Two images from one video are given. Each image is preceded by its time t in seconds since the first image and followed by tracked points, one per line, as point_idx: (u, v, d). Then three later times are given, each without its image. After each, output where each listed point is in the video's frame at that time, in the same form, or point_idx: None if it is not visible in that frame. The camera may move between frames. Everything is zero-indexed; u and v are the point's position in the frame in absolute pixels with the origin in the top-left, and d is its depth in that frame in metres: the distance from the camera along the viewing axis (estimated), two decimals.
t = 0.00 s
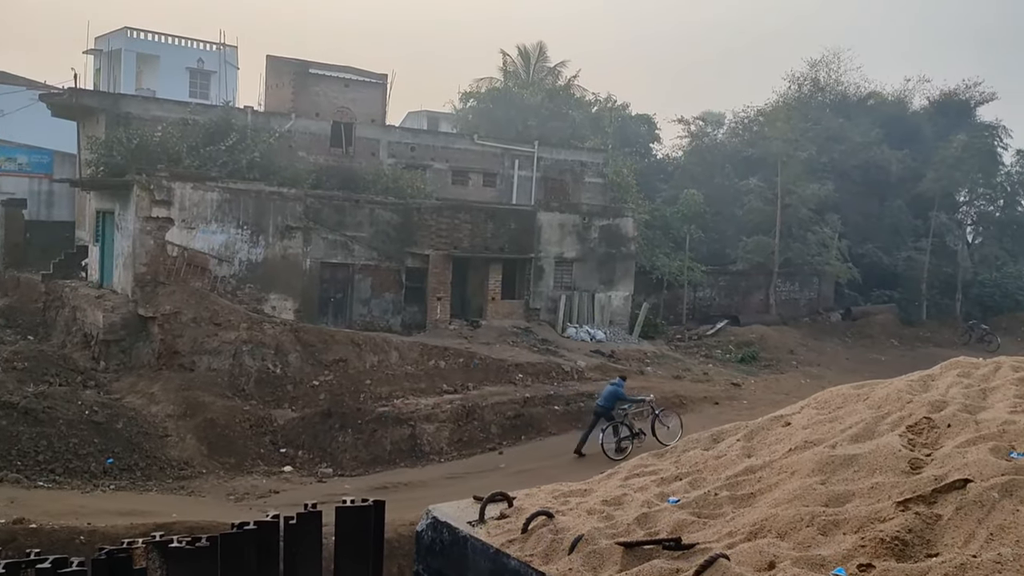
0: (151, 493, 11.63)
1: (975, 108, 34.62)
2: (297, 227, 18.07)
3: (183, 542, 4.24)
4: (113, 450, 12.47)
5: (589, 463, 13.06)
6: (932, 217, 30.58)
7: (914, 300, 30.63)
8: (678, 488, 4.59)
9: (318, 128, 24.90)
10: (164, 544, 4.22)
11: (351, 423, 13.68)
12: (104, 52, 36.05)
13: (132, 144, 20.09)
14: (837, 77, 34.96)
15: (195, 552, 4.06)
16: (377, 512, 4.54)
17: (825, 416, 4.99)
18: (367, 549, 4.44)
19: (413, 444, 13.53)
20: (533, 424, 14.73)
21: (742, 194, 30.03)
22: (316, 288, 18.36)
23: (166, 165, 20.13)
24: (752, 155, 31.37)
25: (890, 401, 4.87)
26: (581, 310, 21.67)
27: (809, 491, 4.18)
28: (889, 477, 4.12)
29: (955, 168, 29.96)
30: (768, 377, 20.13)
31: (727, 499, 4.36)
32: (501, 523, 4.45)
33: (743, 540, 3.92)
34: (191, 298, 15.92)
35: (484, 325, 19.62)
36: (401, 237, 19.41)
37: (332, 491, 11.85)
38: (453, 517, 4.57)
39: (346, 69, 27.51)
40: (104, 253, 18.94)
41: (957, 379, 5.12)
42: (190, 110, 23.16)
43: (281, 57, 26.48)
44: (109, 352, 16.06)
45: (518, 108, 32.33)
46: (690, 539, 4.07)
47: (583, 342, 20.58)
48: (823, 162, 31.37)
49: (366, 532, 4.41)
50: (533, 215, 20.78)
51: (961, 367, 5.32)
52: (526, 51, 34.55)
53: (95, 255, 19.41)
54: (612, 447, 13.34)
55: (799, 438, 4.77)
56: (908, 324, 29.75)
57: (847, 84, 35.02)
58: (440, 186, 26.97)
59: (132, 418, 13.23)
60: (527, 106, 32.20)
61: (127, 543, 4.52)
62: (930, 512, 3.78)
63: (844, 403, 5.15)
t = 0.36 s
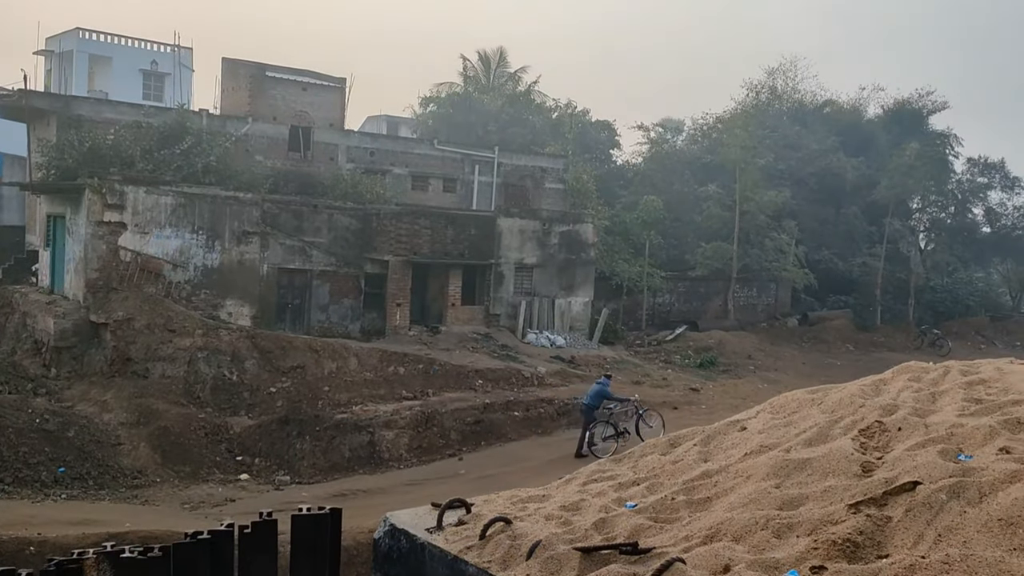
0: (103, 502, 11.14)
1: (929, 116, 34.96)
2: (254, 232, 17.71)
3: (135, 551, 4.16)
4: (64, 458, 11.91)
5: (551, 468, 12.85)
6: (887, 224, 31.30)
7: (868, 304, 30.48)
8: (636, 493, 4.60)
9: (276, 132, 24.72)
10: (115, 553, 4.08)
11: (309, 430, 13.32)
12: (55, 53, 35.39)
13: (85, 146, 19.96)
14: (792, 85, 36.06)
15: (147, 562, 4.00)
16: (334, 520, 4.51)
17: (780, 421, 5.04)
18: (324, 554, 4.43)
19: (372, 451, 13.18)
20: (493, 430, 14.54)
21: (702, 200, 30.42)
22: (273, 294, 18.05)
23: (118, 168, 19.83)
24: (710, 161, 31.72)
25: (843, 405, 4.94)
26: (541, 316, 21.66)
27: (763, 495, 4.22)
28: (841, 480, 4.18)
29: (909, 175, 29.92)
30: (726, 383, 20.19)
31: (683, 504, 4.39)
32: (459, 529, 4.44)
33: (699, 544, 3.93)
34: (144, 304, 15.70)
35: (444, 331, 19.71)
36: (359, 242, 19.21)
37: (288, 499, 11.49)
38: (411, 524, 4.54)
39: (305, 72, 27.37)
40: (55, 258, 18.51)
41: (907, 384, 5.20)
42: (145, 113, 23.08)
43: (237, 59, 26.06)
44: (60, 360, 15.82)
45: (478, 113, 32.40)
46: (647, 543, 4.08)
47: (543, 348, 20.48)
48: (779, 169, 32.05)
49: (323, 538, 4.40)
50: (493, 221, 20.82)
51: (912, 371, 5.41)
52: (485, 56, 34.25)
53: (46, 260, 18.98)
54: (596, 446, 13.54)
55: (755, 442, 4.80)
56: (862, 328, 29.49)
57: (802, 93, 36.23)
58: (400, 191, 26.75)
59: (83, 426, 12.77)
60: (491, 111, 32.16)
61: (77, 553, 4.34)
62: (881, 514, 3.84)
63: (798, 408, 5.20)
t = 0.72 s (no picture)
0: (58, 511, 10.82)
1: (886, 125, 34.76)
2: (213, 237, 17.57)
3: (90, 560, 4.08)
4: (19, 466, 11.49)
5: (514, 473, 12.57)
6: (846, 231, 31.46)
7: (826, 312, 31.09)
8: (598, 499, 4.61)
9: (235, 137, 24.32)
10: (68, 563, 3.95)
11: (268, 437, 13.07)
12: (9, 54, 34.72)
13: (39, 149, 19.74)
14: (754, 93, 35.45)
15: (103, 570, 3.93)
16: (294, 527, 4.47)
17: (740, 425, 5.08)
18: (284, 561, 4.39)
19: (332, 457, 12.93)
20: (455, 436, 14.25)
21: (664, 207, 30.21)
22: (233, 301, 17.89)
23: (75, 172, 19.76)
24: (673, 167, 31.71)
25: (802, 410, 4.99)
26: (504, 322, 21.64)
27: (723, 500, 4.24)
28: (799, 484, 4.21)
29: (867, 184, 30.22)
30: (690, 390, 20.05)
31: (644, 508, 4.39)
32: (420, 536, 4.41)
33: (659, 548, 3.93)
34: (101, 310, 15.29)
35: (406, 337, 19.51)
36: (321, 248, 19.11)
37: (247, 507, 11.19)
38: (372, 531, 4.52)
39: (267, 76, 27.13)
40: (9, 264, 18.07)
41: (865, 390, 5.25)
42: (102, 116, 22.63)
43: (198, 63, 25.99)
44: (14, 366, 14.97)
45: (441, 119, 31.41)
46: (608, 548, 4.08)
47: (506, 354, 20.37)
48: (740, 176, 31.84)
49: (283, 547, 4.36)
50: (456, 227, 20.65)
51: (869, 377, 5.48)
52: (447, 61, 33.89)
53: None
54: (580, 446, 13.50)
55: (715, 447, 4.83)
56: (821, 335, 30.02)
57: (764, 101, 35.49)
58: (363, 197, 26.39)
59: (39, 433, 12.18)
60: (447, 117, 31.31)
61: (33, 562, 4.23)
62: (837, 517, 3.88)
63: (758, 413, 5.25)
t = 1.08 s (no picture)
0: (14, 520, 10.57)
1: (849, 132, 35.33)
2: (176, 240, 17.33)
3: (47, 568, 3.99)
4: None
5: (480, 479, 12.57)
6: (808, 237, 31.88)
7: (790, 315, 31.48)
8: (564, 504, 4.59)
9: (199, 139, 24.11)
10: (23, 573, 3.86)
11: (232, 443, 12.86)
12: None
13: None
14: (720, 99, 36.04)
15: None
16: (256, 536, 4.40)
17: (705, 430, 5.11)
18: (246, 570, 4.32)
19: (297, 464, 12.80)
20: (421, 442, 14.16)
21: (631, 211, 30.31)
22: (195, 305, 17.64)
23: (34, 173, 19.50)
24: (640, 173, 31.62)
25: (767, 414, 5.02)
26: (471, 327, 21.63)
27: (689, 505, 4.24)
28: (764, 489, 4.23)
29: (828, 191, 30.47)
30: (660, 393, 20.23)
31: (611, 513, 4.38)
32: (385, 543, 4.37)
33: (625, 553, 3.92)
34: (59, 314, 14.77)
35: (373, 341, 19.26)
36: (285, 251, 18.89)
37: (210, 515, 11.03)
38: (337, 538, 4.48)
39: (231, 78, 26.90)
40: None
41: (829, 395, 5.31)
42: (62, 117, 22.29)
43: (160, 65, 25.75)
44: None
45: (410, 123, 31.37)
46: (574, 553, 4.06)
47: (473, 359, 20.28)
48: (707, 182, 32.07)
49: (245, 555, 4.30)
50: (423, 231, 20.57)
51: (832, 381, 5.55)
52: (416, 65, 33.83)
53: None
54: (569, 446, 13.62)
55: (681, 452, 4.85)
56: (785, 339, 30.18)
57: (729, 108, 36.11)
58: (329, 201, 26.30)
59: None
60: (416, 120, 31.24)
61: None
62: (801, 521, 3.90)
63: (723, 418, 5.28)
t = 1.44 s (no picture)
0: None
1: (816, 136, 35.77)
2: (142, 242, 17.18)
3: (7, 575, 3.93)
4: None
5: (447, 482, 12.56)
6: (777, 241, 32.09)
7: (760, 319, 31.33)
8: (534, 507, 4.57)
9: (166, 140, 23.89)
10: None
11: (199, 447, 12.57)
12: None
13: None
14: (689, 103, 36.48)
15: None
16: (223, 543, 4.35)
17: (675, 433, 5.12)
18: None
19: (264, 468, 12.58)
20: (390, 445, 14.12)
21: (602, 214, 30.37)
22: (162, 308, 17.49)
23: None
24: (610, 175, 31.69)
25: (735, 416, 5.04)
26: (441, 329, 21.47)
27: (658, 507, 4.25)
28: (732, 491, 4.25)
29: (797, 194, 30.73)
30: (627, 394, 20.36)
31: (580, 517, 4.37)
32: (354, 548, 4.34)
33: (595, 556, 3.91)
34: (23, 317, 14.73)
35: (342, 345, 19.05)
36: (254, 254, 18.67)
37: (176, 520, 10.82)
38: (304, 543, 4.44)
39: (199, 78, 26.68)
40: None
41: (797, 396, 5.35)
42: (25, 117, 21.97)
43: (126, 65, 25.52)
44: None
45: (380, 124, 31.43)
46: (543, 557, 4.05)
47: (444, 361, 20.25)
48: (676, 186, 31.97)
49: (211, 560, 4.26)
50: (393, 234, 20.52)
51: (800, 383, 5.58)
52: (384, 66, 34.02)
53: None
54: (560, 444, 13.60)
55: (651, 455, 4.85)
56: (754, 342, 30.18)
57: (698, 111, 36.56)
58: (299, 203, 26.05)
59: None
60: (386, 121, 31.15)
61: None
62: (769, 523, 3.92)
63: (693, 420, 5.30)
